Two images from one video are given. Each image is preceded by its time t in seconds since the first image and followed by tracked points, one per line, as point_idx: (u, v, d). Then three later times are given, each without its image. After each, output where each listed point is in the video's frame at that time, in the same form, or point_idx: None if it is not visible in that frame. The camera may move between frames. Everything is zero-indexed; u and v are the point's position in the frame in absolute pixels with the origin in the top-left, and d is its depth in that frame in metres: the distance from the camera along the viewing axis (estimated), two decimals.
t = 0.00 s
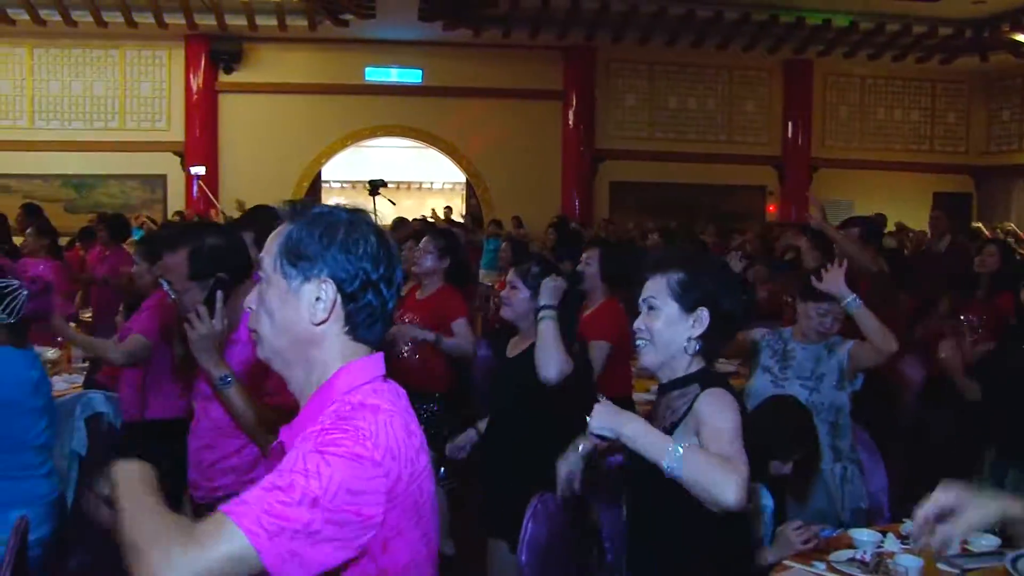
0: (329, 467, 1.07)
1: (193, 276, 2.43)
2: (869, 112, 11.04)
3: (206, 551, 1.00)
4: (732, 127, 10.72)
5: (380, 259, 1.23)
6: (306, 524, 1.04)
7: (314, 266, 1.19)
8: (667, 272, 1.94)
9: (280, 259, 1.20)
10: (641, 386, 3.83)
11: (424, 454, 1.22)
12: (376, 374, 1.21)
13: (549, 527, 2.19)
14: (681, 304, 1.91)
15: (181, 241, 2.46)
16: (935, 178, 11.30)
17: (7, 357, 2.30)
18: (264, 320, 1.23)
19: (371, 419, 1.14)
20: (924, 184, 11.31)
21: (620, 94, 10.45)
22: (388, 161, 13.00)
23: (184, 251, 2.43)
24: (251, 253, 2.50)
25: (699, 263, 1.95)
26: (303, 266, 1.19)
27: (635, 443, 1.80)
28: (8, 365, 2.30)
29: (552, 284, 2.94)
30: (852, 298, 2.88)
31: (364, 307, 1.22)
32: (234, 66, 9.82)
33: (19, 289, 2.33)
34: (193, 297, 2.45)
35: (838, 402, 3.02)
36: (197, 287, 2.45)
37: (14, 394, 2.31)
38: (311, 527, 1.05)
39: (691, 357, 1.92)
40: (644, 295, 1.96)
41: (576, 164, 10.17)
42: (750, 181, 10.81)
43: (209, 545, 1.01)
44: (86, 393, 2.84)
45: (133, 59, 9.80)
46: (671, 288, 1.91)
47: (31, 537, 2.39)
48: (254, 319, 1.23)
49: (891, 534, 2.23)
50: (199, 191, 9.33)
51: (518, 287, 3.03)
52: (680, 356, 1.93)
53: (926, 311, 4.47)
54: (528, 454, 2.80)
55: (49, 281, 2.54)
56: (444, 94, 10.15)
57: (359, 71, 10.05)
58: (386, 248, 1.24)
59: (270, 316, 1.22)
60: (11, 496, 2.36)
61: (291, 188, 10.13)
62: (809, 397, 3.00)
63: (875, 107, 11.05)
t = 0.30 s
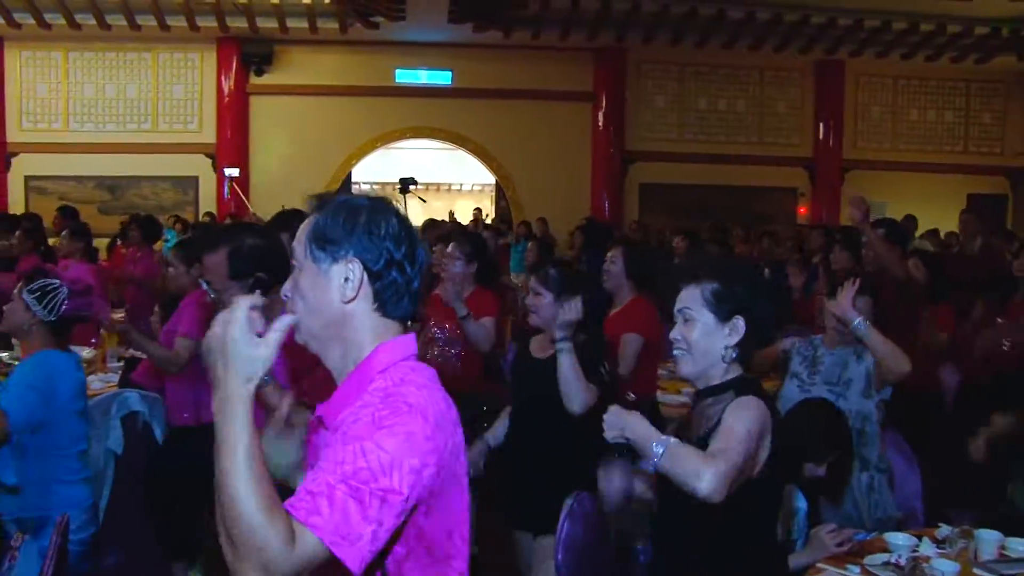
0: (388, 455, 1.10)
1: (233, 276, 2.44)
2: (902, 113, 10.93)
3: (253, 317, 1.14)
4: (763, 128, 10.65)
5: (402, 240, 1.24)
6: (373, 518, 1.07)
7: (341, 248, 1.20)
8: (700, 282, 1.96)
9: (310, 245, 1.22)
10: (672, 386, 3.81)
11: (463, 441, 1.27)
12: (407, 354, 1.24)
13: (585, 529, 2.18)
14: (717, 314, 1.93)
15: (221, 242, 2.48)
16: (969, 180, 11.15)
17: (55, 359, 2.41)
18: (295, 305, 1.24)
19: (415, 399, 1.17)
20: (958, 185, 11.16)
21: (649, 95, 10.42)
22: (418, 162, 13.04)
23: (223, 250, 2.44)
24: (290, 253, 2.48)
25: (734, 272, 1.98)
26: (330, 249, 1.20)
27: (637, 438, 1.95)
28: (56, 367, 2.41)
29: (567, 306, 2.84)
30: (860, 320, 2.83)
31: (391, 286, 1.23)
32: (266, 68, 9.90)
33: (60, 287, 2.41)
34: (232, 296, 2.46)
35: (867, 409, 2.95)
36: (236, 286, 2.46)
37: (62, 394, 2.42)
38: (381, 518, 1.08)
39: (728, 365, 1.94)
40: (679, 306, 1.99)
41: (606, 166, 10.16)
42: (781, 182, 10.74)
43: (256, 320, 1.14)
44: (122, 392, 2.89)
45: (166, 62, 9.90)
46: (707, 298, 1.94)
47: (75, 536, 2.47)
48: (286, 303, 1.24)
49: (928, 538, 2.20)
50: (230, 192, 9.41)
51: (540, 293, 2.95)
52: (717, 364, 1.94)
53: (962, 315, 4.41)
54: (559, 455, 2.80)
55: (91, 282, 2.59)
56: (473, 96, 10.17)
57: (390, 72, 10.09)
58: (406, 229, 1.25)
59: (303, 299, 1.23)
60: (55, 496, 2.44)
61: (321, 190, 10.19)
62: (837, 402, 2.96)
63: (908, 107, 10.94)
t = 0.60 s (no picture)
0: (431, 447, 1.13)
1: (255, 277, 2.44)
2: (922, 114, 10.86)
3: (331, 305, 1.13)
4: (782, 129, 10.61)
5: (417, 228, 1.27)
6: (416, 508, 1.10)
7: (357, 240, 1.22)
8: (726, 273, 1.96)
9: (323, 238, 1.24)
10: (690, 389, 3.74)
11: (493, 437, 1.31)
12: (429, 348, 1.28)
13: (604, 530, 2.18)
14: (741, 303, 1.93)
15: (243, 243, 2.48)
16: (990, 182, 11.06)
17: (85, 354, 2.43)
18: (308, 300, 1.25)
19: (456, 393, 1.21)
20: (980, 186, 11.07)
21: (667, 97, 10.41)
22: (436, 164, 13.07)
23: (246, 252, 2.44)
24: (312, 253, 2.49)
25: (759, 270, 1.97)
26: (346, 241, 1.22)
27: (689, 385, 1.89)
28: (86, 360, 2.43)
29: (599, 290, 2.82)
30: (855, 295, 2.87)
31: (409, 276, 1.25)
32: (284, 70, 9.94)
33: (86, 284, 2.47)
34: (254, 298, 2.46)
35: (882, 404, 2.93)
36: (259, 288, 2.46)
37: (91, 390, 2.44)
38: (422, 508, 1.10)
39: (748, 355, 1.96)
40: (702, 294, 1.98)
41: (623, 168, 10.15)
42: (800, 185, 10.69)
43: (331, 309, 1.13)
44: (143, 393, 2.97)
45: (186, 64, 9.96)
46: (733, 288, 1.93)
47: (97, 526, 2.48)
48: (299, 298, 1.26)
49: (950, 542, 2.19)
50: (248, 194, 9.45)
51: (561, 286, 2.94)
52: (738, 355, 1.95)
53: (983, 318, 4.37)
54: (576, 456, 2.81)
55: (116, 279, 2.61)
56: (491, 98, 10.19)
57: (408, 75, 10.11)
58: (421, 218, 1.28)
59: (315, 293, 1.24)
60: (83, 486, 2.45)
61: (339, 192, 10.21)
62: (847, 397, 2.94)
63: (928, 109, 10.87)
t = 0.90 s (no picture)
0: (475, 517, 1.12)
1: (278, 282, 2.44)
2: (942, 117, 10.79)
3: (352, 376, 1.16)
4: (801, 134, 10.56)
5: (465, 267, 1.30)
6: None
7: (405, 269, 1.25)
8: (754, 282, 1.94)
9: (368, 263, 1.25)
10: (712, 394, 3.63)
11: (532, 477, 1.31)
12: (465, 394, 1.28)
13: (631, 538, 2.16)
14: (768, 313, 1.90)
15: (266, 248, 2.49)
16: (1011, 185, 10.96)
17: (110, 363, 2.44)
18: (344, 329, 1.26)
19: (499, 449, 1.20)
20: (1000, 189, 10.99)
21: (685, 102, 10.38)
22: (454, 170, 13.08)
23: (268, 258, 2.45)
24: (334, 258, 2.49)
25: (778, 276, 1.97)
26: (393, 269, 1.24)
27: (753, 419, 1.79)
28: (113, 371, 2.44)
29: (614, 313, 2.88)
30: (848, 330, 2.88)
31: (452, 314, 1.28)
32: (303, 76, 9.99)
33: (114, 293, 2.45)
34: (276, 303, 2.44)
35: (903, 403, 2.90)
36: (281, 294, 2.45)
37: (119, 400, 2.46)
38: None
39: (775, 365, 1.93)
40: (728, 303, 1.96)
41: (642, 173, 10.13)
42: (819, 189, 10.62)
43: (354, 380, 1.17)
44: (165, 398, 2.78)
45: (205, 70, 10.01)
46: (758, 297, 1.91)
47: (123, 535, 2.52)
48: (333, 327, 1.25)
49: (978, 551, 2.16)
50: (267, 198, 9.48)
51: (575, 295, 2.95)
52: (766, 364, 1.93)
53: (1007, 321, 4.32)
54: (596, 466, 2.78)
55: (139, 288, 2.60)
56: (509, 103, 10.19)
57: (426, 80, 10.12)
58: (468, 256, 1.31)
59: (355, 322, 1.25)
60: (107, 497, 2.47)
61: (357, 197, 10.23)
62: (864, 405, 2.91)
63: (948, 112, 10.79)
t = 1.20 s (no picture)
0: (496, 528, 1.03)
1: (301, 285, 2.41)
2: (960, 122, 10.72)
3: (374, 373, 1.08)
4: (817, 139, 10.52)
5: (509, 255, 1.21)
6: None
7: (444, 250, 1.16)
8: (771, 298, 1.91)
9: (405, 242, 1.16)
10: (733, 402, 3.57)
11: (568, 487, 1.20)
12: (496, 390, 1.19)
13: (655, 546, 2.14)
14: (789, 328, 1.87)
15: (290, 252, 2.47)
16: None
17: (133, 367, 2.44)
18: (375, 312, 1.17)
19: (529, 455, 1.10)
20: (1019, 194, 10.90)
21: (700, 107, 10.35)
22: (469, 176, 13.12)
23: (292, 262, 2.43)
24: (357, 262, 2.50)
25: (801, 282, 1.94)
26: (431, 251, 1.15)
27: (800, 443, 1.74)
28: (135, 373, 2.44)
29: (635, 312, 2.86)
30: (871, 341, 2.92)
31: (490, 303, 1.19)
32: (318, 83, 10.01)
33: (137, 296, 2.45)
34: (300, 308, 2.43)
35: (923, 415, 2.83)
36: (304, 297, 2.43)
37: (142, 402, 2.45)
38: None
39: (802, 382, 1.90)
40: (749, 322, 1.93)
41: (657, 178, 10.11)
42: (836, 195, 10.56)
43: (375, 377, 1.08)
44: (185, 404, 2.88)
45: (221, 77, 10.05)
46: (778, 313, 1.88)
47: (145, 539, 2.48)
48: (362, 310, 1.17)
49: (1010, 562, 2.11)
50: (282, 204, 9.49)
51: (586, 306, 2.89)
52: (792, 381, 1.90)
53: None
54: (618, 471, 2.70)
55: (162, 290, 2.62)
56: (524, 108, 10.19)
57: (441, 86, 10.13)
58: (513, 242, 1.22)
59: (387, 305, 1.16)
60: (131, 500, 2.45)
61: (371, 203, 10.24)
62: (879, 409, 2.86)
63: (966, 117, 10.72)
